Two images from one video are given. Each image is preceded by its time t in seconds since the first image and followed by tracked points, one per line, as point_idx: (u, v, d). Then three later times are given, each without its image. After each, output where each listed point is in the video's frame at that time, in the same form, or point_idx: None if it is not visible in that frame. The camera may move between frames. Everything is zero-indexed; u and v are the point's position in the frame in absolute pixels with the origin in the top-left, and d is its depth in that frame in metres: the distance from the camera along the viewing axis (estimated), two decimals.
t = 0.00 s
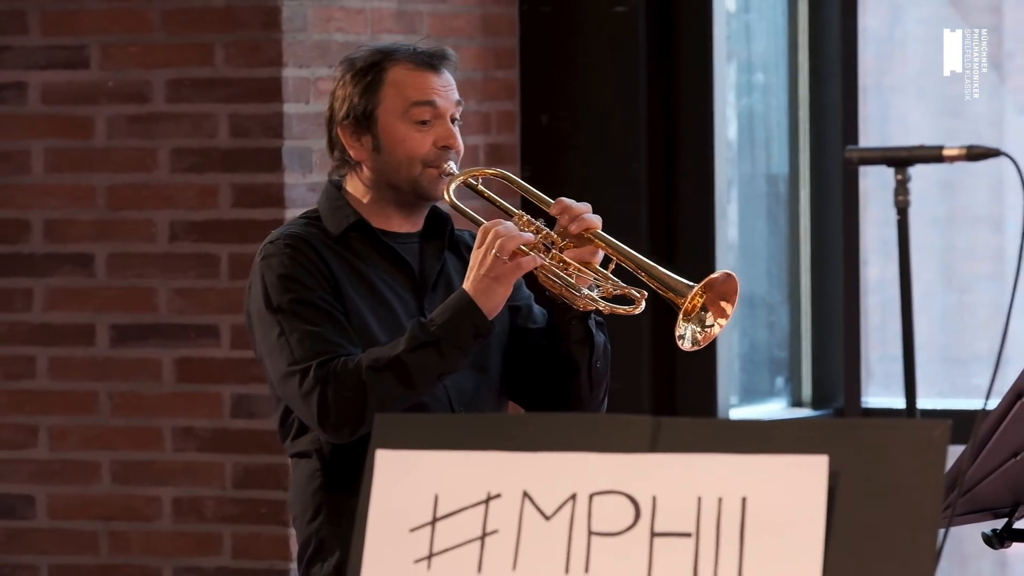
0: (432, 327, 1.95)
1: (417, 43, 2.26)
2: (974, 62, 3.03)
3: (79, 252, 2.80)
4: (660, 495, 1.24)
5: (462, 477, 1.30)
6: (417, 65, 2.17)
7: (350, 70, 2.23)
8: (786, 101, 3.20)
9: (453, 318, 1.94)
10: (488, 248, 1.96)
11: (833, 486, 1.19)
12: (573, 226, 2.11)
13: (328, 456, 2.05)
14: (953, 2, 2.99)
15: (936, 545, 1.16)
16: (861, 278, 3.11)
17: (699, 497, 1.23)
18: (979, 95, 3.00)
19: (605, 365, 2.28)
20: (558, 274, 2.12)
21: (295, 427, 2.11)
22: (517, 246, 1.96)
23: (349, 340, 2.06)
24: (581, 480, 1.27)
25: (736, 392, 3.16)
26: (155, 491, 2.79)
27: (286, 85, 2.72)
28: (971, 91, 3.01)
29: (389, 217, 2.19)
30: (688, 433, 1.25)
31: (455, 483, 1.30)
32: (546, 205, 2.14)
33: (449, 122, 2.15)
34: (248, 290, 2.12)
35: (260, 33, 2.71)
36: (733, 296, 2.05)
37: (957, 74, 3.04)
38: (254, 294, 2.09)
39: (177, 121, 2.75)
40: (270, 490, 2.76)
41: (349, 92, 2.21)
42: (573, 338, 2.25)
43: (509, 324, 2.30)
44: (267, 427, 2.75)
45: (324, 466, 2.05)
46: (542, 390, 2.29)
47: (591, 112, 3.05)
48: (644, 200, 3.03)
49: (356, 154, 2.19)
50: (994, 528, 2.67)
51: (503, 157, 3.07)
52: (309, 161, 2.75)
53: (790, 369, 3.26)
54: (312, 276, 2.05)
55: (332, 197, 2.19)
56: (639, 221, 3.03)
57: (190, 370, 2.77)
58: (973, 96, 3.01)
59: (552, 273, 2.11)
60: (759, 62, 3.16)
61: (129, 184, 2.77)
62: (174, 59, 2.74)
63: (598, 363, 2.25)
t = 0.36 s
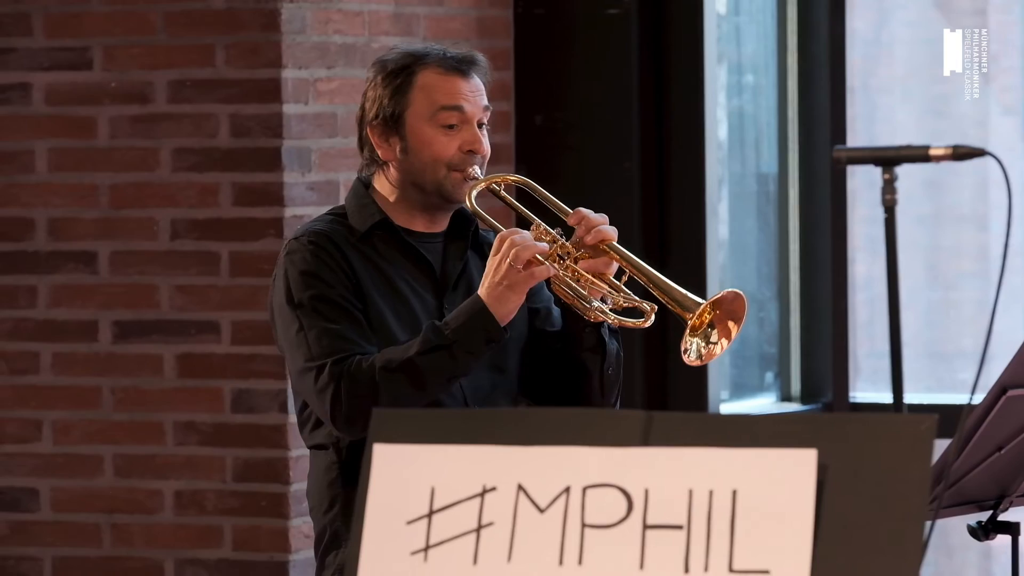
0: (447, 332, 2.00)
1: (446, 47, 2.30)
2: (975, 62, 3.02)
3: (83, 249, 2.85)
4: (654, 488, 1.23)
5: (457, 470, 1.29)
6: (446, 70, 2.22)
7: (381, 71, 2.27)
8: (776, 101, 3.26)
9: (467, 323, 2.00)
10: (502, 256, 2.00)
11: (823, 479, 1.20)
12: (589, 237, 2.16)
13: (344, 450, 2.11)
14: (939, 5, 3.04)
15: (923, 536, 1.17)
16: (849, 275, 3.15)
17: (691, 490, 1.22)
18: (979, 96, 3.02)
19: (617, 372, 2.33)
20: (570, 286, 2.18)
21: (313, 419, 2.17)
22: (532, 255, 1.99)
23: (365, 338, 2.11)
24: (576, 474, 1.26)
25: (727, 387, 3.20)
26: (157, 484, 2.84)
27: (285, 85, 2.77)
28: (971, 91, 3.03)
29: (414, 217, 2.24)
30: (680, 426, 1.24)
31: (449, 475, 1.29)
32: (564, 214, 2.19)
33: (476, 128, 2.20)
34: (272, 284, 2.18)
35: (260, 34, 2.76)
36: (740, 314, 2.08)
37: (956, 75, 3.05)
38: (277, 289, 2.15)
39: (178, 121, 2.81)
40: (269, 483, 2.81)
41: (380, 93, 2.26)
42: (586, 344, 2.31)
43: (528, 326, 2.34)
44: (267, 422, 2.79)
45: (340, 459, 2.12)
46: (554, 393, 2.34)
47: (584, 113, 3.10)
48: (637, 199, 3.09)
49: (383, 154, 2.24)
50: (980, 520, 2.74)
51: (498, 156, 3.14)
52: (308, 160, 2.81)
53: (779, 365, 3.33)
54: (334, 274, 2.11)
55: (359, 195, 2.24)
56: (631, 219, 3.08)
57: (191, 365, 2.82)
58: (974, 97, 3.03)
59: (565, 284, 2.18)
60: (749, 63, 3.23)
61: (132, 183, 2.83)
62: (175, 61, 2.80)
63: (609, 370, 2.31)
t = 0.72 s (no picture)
0: (443, 317, 2.04)
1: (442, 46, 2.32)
2: (975, 62, 3.08)
3: (80, 248, 2.89)
4: (641, 482, 1.32)
5: (451, 465, 1.37)
6: (442, 68, 2.24)
7: (379, 72, 2.30)
8: (762, 103, 3.31)
9: (462, 310, 2.04)
10: (495, 243, 2.04)
11: (808, 474, 1.29)
12: (582, 223, 2.18)
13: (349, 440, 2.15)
14: (921, 9, 3.11)
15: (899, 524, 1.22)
16: (834, 274, 3.22)
17: (679, 485, 1.31)
18: (978, 96, 3.08)
19: (617, 358, 2.33)
20: (564, 268, 2.20)
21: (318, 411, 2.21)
22: (525, 240, 2.05)
23: (366, 329, 2.15)
24: (565, 469, 1.34)
25: (712, 384, 3.25)
26: (153, 479, 2.88)
27: (280, 87, 2.81)
28: (971, 91, 3.08)
29: (415, 214, 2.26)
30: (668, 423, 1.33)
31: (442, 472, 1.37)
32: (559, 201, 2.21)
33: (473, 125, 2.21)
34: (278, 279, 2.24)
35: (255, 37, 2.81)
36: (731, 290, 2.13)
37: (957, 74, 3.10)
38: (282, 283, 2.20)
39: (175, 122, 2.85)
40: (264, 479, 2.85)
41: (378, 93, 2.29)
42: (584, 331, 2.30)
43: (529, 319, 2.36)
44: (261, 418, 2.84)
45: (344, 449, 2.15)
46: (558, 384, 2.34)
47: (573, 115, 3.15)
48: (625, 198, 3.14)
49: (383, 153, 2.26)
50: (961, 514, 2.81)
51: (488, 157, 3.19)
52: (303, 161, 2.85)
53: (765, 362, 3.38)
54: (336, 267, 2.15)
55: (362, 194, 2.26)
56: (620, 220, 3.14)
57: (187, 362, 2.86)
58: (973, 97, 3.08)
59: (558, 267, 2.19)
60: (735, 65, 3.27)
61: (128, 183, 2.87)
62: (172, 62, 2.85)
63: (609, 356, 2.31)
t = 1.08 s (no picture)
0: (424, 319, 2.08)
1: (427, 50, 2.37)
2: (974, 62, 3.14)
3: (66, 247, 2.93)
4: (622, 479, 1.33)
5: (432, 460, 1.39)
6: (426, 72, 2.28)
7: (364, 75, 2.34)
8: (740, 103, 3.34)
9: (443, 311, 2.08)
10: (477, 246, 2.09)
11: (785, 470, 1.30)
12: (563, 227, 2.25)
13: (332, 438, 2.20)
14: (896, 11, 3.18)
15: (852, 511, 1.26)
16: (810, 273, 3.29)
17: (659, 482, 1.32)
18: (979, 95, 3.13)
19: (597, 359, 2.38)
20: (544, 271, 2.26)
21: (302, 410, 2.25)
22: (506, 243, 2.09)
23: (349, 328, 2.19)
24: (546, 465, 1.35)
25: (693, 381, 3.30)
26: (139, 476, 2.92)
27: (265, 88, 2.85)
28: (971, 91, 3.14)
29: (399, 214, 2.31)
30: (648, 423, 1.33)
31: (424, 468, 1.39)
32: (540, 205, 2.26)
33: (457, 127, 2.26)
34: (263, 280, 2.28)
35: (239, 38, 2.84)
36: (706, 296, 2.21)
37: (956, 74, 3.15)
38: (267, 284, 2.25)
39: (160, 122, 2.88)
40: (249, 475, 2.88)
41: (364, 95, 2.33)
42: (563, 334, 2.36)
43: (512, 319, 2.39)
44: (246, 415, 2.87)
45: (327, 447, 2.20)
46: (540, 385, 2.40)
47: (554, 115, 3.19)
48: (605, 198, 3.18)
49: (368, 154, 2.30)
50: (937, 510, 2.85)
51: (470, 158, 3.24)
52: (287, 161, 2.89)
53: (743, 359, 3.42)
54: (319, 268, 2.20)
55: (347, 195, 2.31)
56: (600, 219, 3.17)
57: (172, 360, 2.90)
58: (974, 97, 3.14)
59: (539, 269, 2.26)
60: (714, 67, 3.31)
61: (114, 183, 2.90)
62: (158, 64, 2.88)
63: (588, 357, 2.36)
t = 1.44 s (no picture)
0: (394, 314, 2.10)
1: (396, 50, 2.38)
2: (974, 63, 3.15)
3: (47, 246, 2.97)
4: (595, 474, 1.38)
5: (410, 458, 1.45)
6: (395, 71, 2.30)
7: (335, 75, 2.36)
8: (712, 105, 3.40)
9: (413, 306, 2.10)
10: (445, 243, 2.10)
11: (757, 466, 1.35)
12: (530, 222, 2.22)
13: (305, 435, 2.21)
14: (866, 12, 3.24)
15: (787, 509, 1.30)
16: (781, 271, 3.33)
17: (632, 477, 1.36)
18: (978, 95, 3.15)
19: (567, 352, 2.40)
20: (512, 266, 2.25)
21: (275, 406, 2.27)
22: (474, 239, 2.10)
23: (320, 325, 2.21)
24: (519, 462, 1.40)
25: (665, 377, 3.34)
26: (118, 472, 2.95)
27: (242, 89, 2.88)
28: (971, 91, 3.16)
29: (370, 212, 2.32)
30: (618, 415, 1.40)
31: (400, 465, 1.45)
32: (507, 201, 2.25)
33: (427, 126, 2.27)
34: (236, 278, 2.30)
35: (217, 40, 2.87)
36: (673, 288, 2.19)
37: (957, 74, 3.17)
38: (240, 282, 2.27)
39: (139, 123, 2.92)
40: (227, 472, 2.91)
41: (334, 96, 2.34)
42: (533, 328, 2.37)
43: (482, 315, 2.40)
44: (224, 412, 2.90)
45: (300, 444, 2.21)
46: (510, 378, 2.39)
47: (529, 116, 3.23)
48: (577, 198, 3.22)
49: (339, 154, 2.31)
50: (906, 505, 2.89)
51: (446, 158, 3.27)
52: (264, 161, 2.92)
53: (715, 357, 3.46)
54: (290, 266, 2.21)
55: (319, 194, 2.32)
56: (575, 218, 3.21)
57: (151, 358, 2.93)
58: (974, 97, 3.16)
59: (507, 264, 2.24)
60: (686, 68, 3.35)
61: (93, 183, 2.94)
62: (137, 65, 2.91)
63: (558, 350, 2.38)
